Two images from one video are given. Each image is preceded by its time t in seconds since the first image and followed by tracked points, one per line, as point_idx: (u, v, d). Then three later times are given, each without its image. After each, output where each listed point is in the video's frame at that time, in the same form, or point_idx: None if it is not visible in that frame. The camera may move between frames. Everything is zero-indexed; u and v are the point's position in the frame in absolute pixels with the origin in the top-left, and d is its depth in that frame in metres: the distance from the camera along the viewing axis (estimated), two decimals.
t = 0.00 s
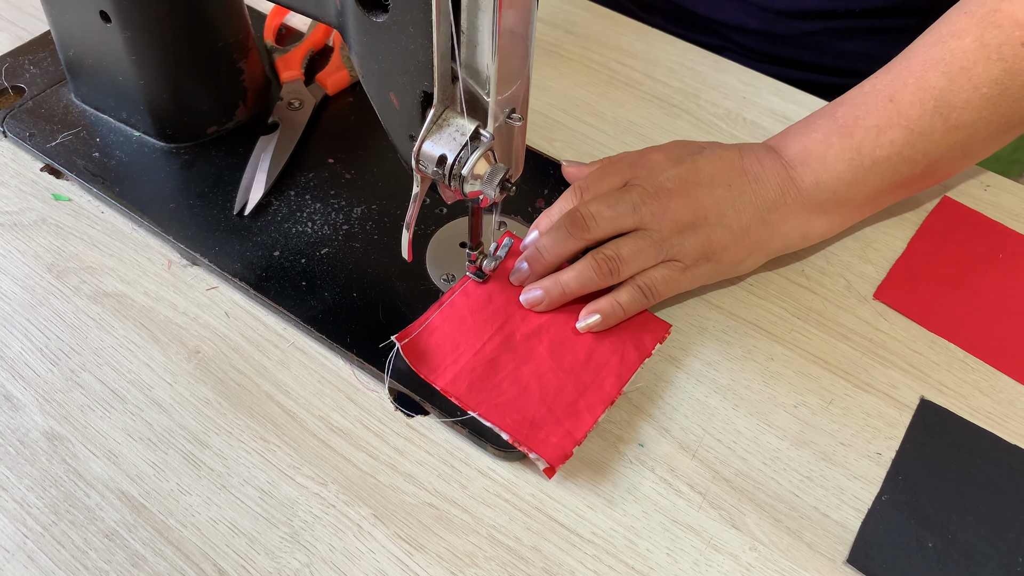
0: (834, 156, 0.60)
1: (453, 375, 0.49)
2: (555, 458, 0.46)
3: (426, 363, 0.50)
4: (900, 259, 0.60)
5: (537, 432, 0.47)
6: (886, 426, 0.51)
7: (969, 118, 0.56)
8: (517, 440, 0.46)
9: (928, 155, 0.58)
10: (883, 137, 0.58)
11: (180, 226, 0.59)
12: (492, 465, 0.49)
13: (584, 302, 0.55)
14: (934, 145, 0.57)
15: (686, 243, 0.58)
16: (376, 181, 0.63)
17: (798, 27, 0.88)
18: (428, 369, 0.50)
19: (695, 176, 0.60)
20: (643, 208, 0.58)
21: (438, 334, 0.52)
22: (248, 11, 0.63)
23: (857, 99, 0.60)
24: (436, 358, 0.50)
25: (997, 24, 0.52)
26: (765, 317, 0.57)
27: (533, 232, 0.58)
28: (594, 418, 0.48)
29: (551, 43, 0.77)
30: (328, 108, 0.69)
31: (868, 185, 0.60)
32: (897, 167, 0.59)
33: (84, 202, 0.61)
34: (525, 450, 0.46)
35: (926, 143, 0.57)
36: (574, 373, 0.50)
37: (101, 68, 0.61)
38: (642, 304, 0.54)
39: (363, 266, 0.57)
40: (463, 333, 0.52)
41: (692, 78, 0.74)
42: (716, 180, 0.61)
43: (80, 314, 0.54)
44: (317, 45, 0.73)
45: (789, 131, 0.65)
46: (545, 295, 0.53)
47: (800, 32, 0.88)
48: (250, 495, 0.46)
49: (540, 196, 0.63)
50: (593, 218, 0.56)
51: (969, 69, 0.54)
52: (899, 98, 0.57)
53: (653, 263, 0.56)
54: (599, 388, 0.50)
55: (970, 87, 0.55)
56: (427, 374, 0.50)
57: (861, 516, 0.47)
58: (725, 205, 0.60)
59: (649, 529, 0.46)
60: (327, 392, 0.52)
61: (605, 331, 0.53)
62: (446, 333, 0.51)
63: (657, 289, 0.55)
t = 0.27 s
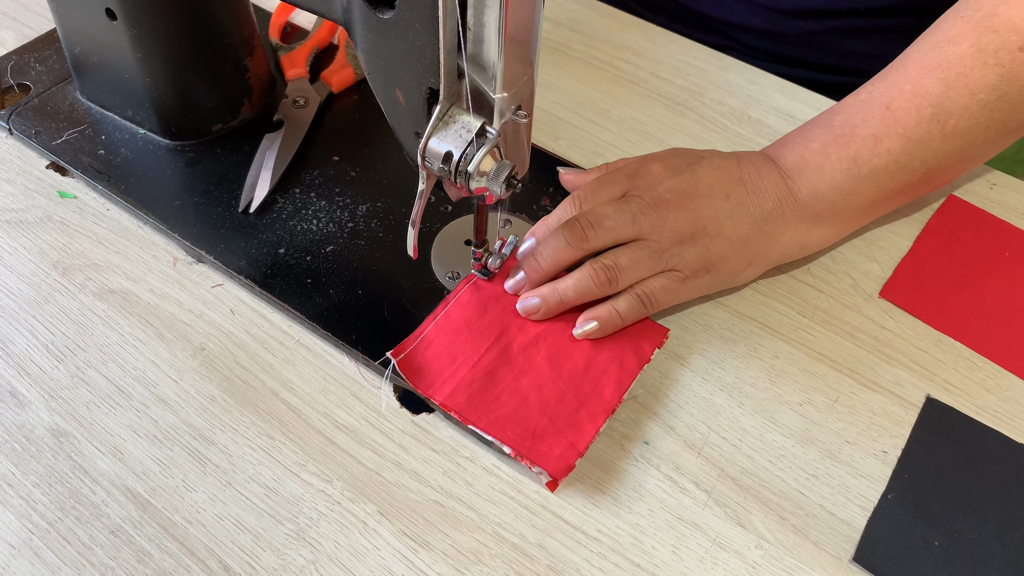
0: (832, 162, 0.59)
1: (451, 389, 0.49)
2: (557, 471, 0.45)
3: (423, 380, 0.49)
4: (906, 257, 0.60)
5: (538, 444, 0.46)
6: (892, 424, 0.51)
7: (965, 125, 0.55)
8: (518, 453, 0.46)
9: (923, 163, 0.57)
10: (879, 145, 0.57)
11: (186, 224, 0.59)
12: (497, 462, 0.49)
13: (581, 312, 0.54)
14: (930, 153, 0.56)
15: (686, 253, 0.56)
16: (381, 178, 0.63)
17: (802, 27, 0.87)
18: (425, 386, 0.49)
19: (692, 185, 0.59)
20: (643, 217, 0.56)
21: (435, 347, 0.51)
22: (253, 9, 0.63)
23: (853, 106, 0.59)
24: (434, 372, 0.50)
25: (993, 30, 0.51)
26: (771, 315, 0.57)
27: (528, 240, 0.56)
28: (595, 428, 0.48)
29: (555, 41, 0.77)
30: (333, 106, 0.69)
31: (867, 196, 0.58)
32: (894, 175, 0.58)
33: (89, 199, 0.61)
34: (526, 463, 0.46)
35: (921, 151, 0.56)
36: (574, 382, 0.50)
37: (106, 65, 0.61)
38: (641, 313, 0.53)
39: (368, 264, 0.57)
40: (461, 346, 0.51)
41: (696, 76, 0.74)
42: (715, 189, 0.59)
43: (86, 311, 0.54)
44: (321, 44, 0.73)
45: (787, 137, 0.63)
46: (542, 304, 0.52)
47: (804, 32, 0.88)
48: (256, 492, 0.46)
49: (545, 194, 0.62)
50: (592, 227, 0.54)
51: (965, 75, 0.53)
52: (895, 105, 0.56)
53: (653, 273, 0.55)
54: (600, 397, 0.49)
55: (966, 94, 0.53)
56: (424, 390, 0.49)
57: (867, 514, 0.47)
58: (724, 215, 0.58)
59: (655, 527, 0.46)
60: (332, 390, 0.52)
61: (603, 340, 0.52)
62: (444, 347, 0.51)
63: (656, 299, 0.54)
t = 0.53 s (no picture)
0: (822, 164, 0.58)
1: (440, 403, 0.48)
2: (548, 484, 0.45)
3: (411, 394, 0.48)
4: (903, 254, 0.60)
5: (528, 457, 0.46)
6: (889, 422, 0.51)
7: (952, 123, 0.54)
8: (509, 467, 0.46)
9: (912, 163, 0.57)
10: (866, 145, 0.57)
11: (182, 223, 0.59)
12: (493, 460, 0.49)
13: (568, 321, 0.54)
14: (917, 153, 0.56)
15: (675, 261, 0.56)
16: (377, 177, 0.63)
17: (798, 25, 0.88)
18: (413, 401, 0.48)
19: (681, 194, 0.58)
20: (631, 226, 0.56)
21: (423, 360, 0.50)
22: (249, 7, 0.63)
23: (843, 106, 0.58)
24: (422, 385, 0.49)
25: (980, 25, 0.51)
26: (767, 313, 0.56)
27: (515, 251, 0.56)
28: (585, 438, 0.47)
29: (552, 39, 0.77)
30: (331, 104, 0.69)
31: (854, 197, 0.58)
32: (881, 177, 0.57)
33: (85, 198, 0.61)
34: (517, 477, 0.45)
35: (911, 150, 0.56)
36: (563, 393, 0.49)
37: (103, 64, 0.61)
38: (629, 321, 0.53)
39: (364, 262, 0.57)
40: (449, 358, 0.50)
41: (693, 74, 0.74)
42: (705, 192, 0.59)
43: (82, 310, 0.54)
44: (319, 41, 0.73)
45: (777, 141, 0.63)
46: (530, 312, 0.52)
47: (802, 30, 0.88)
48: (251, 491, 0.46)
49: (542, 193, 0.62)
50: (579, 236, 0.54)
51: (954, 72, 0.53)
52: (884, 105, 0.56)
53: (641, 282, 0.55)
54: (589, 407, 0.49)
55: (955, 91, 0.53)
56: (412, 406, 0.48)
57: (864, 511, 0.47)
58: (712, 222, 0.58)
59: (650, 525, 0.46)
60: (327, 388, 0.52)
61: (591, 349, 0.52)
62: (431, 359, 0.50)
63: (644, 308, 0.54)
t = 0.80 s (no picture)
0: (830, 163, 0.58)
1: (439, 391, 0.48)
2: (543, 475, 0.45)
3: (412, 379, 0.49)
4: (908, 248, 0.60)
5: (526, 448, 0.46)
6: (894, 416, 0.50)
7: (956, 122, 0.54)
8: (505, 457, 0.45)
9: (919, 159, 0.56)
10: (871, 140, 0.56)
11: (183, 219, 0.58)
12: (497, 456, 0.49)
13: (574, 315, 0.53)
14: (925, 146, 0.56)
15: (681, 251, 0.55)
16: (379, 172, 0.63)
17: (803, 15, 0.87)
18: (414, 386, 0.48)
19: (689, 185, 0.58)
20: (638, 215, 0.55)
21: (425, 348, 0.50)
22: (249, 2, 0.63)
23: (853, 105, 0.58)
24: (423, 372, 0.49)
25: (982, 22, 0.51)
26: (772, 307, 0.56)
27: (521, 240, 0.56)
28: (584, 432, 0.47)
29: (553, 33, 0.76)
30: (331, 99, 0.69)
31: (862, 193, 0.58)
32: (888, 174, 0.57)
33: (84, 194, 0.61)
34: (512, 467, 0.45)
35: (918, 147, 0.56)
36: (564, 385, 0.49)
37: (102, 60, 0.61)
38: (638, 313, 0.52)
39: (366, 257, 0.57)
40: (451, 346, 0.50)
41: (695, 68, 0.73)
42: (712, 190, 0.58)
43: (82, 306, 0.54)
44: (319, 36, 0.73)
45: (780, 139, 0.63)
46: (536, 300, 0.52)
47: (806, 21, 0.88)
48: (254, 488, 0.46)
49: (545, 187, 0.62)
50: (586, 225, 0.54)
51: (962, 65, 0.52)
52: (887, 101, 0.56)
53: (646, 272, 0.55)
54: (589, 401, 0.49)
55: (959, 86, 0.53)
56: (413, 391, 0.48)
57: (870, 506, 0.47)
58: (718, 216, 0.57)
59: (656, 520, 0.46)
60: (330, 384, 0.52)
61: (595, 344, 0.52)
62: (434, 347, 0.50)
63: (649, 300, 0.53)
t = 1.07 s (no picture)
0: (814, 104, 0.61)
1: (433, 392, 0.48)
2: (537, 475, 0.45)
3: (405, 380, 0.48)
4: (907, 241, 0.60)
5: (519, 449, 0.46)
6: (892, 409, 0.50)
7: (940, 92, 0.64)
8: (499, 458, 0.45)
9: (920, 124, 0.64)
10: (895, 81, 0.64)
11: (183, 215, 0.59)
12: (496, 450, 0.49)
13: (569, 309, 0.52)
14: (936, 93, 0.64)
15: (812, 143, 0.61)
16: (378, 167, 0.63)
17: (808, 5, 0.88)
18: (407, 387, 0.48)
19: (834, 86, 0.62)
20: (801, 111, 0.61)
21: (418, 348, 0.49)
22: None
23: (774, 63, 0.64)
24: (416, 373, 0.48)
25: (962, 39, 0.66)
26: (772, 300, 0.56)
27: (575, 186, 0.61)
28: (578, 431, 0.47)
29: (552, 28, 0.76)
30: (331, 94, 0.69)
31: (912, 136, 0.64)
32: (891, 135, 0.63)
33: (85, 190, 0.61)
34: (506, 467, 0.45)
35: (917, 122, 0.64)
36: (558, 385, 0.49)
37: (101, 56, 0.61)
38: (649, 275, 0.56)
39: (366, 252, 0.57)
40: (444, 346, 0.50)
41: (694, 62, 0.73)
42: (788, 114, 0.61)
43: (83, 302, 0.54)
44: (318, 32, 0.73)
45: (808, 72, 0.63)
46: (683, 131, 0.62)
47: (811, 12, 0.88)
48: (255, 482, 0.46)
49: (543, 180, 0.61)
50: (755, 118, 0.61)
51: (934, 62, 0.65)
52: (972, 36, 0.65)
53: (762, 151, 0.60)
54: (583, 400, 0.48)
55: (996, 59, 0.65)
56: (405, 391, 0.48)
57: (868, 498, 0.47)
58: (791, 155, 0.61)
59: (655, 513, 0.46)
60: (330, 378, 0.52)
61: (589, 341, 0.51)
62: (426, 347, 0.49)
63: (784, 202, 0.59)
